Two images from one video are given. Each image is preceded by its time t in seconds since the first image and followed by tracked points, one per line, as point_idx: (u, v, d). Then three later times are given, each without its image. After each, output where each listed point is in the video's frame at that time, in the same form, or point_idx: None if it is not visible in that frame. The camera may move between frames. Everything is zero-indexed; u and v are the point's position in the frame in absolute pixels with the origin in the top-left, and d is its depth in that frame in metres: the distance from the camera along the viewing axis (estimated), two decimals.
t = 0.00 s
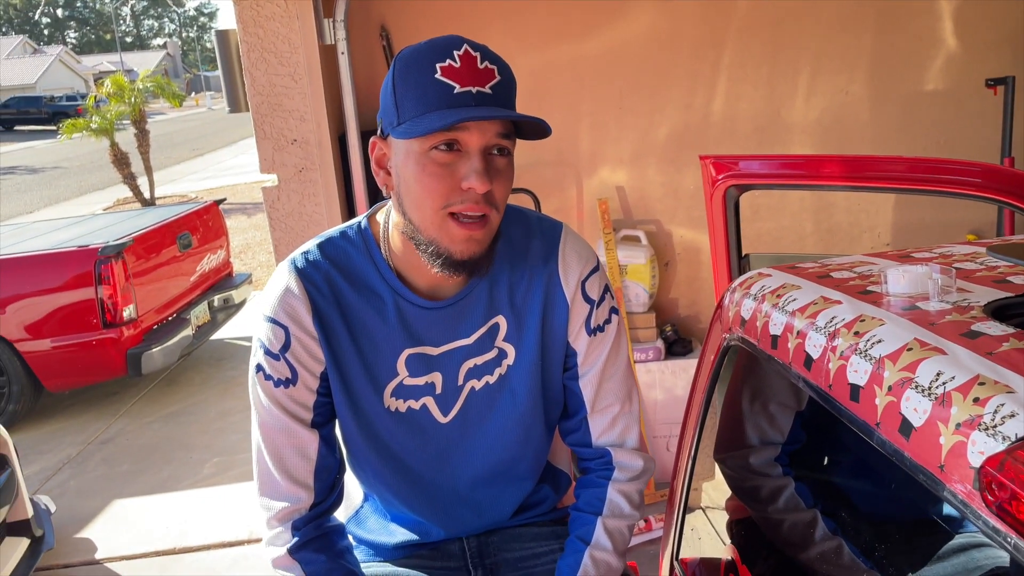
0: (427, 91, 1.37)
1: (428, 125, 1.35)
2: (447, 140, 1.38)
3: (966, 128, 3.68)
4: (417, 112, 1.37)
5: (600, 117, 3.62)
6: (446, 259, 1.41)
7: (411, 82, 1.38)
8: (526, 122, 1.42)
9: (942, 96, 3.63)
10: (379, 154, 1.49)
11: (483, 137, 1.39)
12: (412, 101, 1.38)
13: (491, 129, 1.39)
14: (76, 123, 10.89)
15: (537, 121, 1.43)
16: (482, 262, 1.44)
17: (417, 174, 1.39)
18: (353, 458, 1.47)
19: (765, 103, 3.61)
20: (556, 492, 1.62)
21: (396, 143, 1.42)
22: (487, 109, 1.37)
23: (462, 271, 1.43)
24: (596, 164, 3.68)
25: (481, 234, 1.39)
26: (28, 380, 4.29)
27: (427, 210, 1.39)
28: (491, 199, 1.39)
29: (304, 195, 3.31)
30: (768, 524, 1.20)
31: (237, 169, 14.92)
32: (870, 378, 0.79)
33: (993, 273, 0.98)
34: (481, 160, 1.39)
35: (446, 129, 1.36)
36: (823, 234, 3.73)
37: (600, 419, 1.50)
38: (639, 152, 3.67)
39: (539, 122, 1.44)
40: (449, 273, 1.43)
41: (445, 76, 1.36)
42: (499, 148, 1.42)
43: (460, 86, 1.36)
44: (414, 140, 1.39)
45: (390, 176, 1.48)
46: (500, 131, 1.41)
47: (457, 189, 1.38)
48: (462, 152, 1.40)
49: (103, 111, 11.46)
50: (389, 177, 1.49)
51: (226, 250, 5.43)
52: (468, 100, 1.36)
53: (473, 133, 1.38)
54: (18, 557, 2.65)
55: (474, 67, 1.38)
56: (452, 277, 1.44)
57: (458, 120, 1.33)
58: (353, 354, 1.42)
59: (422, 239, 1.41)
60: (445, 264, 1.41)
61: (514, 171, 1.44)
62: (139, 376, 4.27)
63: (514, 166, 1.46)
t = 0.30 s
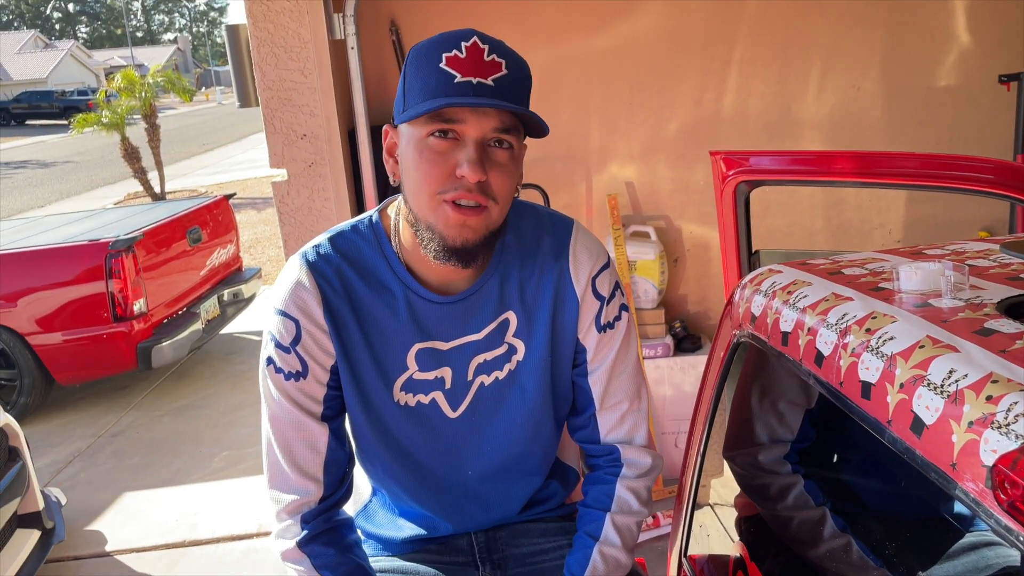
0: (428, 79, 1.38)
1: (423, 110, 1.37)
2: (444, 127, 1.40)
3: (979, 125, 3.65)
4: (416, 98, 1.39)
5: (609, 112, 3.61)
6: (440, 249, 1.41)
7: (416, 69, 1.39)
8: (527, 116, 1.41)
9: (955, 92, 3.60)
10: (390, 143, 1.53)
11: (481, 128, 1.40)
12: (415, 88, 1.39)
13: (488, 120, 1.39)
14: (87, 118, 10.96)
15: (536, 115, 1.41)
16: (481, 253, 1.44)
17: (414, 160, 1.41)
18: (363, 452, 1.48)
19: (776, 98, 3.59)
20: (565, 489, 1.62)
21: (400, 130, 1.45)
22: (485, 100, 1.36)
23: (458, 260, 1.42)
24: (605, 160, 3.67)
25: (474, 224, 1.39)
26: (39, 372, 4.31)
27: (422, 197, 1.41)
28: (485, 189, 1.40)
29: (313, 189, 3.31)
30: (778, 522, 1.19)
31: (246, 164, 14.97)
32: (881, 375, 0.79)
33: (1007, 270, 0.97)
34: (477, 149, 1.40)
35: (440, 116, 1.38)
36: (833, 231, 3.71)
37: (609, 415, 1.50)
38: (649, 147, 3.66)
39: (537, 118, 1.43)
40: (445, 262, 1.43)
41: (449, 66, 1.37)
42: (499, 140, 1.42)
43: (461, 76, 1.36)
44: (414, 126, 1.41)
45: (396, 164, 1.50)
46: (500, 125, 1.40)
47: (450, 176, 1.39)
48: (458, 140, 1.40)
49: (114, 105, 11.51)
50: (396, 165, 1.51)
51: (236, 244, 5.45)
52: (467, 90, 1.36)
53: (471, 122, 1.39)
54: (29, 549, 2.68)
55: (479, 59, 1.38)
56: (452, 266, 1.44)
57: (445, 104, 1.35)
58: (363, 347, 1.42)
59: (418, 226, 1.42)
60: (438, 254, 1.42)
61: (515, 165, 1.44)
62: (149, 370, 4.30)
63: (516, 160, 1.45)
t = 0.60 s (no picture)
0: (435, 77, 1.37)
1: (429, 108, 1.37)
2: (450, 126, 1.39)
3: (989, 122, 3.62)
4: (422, 96, 1.39)
5: (617, 109, 3.60)
6: (448, 248, 1.41)
7: (423, 67, 1.39)
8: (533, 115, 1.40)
9: (965, 88, 3.57)
10: (398, 141, 1.53)
11: (487, 126, 1.39)
12: (421, 86, 1.39)
13: (494, 119, 1.39)
14: (96, 112, 11.02)
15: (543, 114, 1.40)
16: (486, 252, 1.44)
17: (422, 158, 1.41)
18: (369, 450, 1.48)
19: (785, 94, 3.56)
20: (570, 487, 1.62)
21: (407, 128, 1.45)
22: (492, 98, 1.36)
23: (463, 259, 1.42)
24: (613, 156, 3.66)
25: (480, 223, 1.39)
26: (48, 366, 4.34)
27: (429, 196, 1.41)
28: (492, 188, 1.39)
29: (321, 185, 3.31)
30: (784, 522, 1.19)
31: (255, 159, 15.02)
32: (888, 377, 0.79)
33: (1016, 271, 0.96)
34: (483, 148, 1.40)
35: (446, 114, 1.38)
36: (842, 228, 3.68)
37: (616, 415, 1.50)
38: (657, 144, 3.64)
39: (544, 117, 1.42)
40: (451, 261, 1.42)
41: (457, 63, 1.36)
42: (505, 139, 1.41)
43: (469, 74, 1.36)
44: (420, 123, 1.41)
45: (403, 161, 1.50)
46: (506, 123, 1.40)
47: (456, 174, 1.39)
48: (465, 139, 1.40)
49: (123, 100, 11.57)
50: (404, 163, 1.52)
51: (244, 239, 5.47)
52: (474, 88, 1.36)
53: (477, 120, 1.39)
54: (39, 542, 2.70)
55: (488, 57, 1.37)
56: (458, 265, 1.44)
57: (449, 101, 1.35)
58: (370, 345, 1.42)
59: (424, 225, 1.42)
60: (445, 254, 1.41)
61: (522, 164, 1.43)
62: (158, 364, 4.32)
63: (523, 159, 1.44)
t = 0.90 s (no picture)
0: (449, 59, 1.36)
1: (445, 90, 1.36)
2: (465, 110, 1.38)
3: (1000, 114, 3.60)
4: (436, 79, 1.38)
5: (625, 100, 3.58)
6: (460, 233, 1.40)
7: (436, 50, 1.38)
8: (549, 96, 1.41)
9: (977, 80, 3.54)
10: (406, 125, 1.52)
11: (502, 109, 1.39)
12: (435, 69, 1.38)
13: (509, 101, 1.38)
14: (105, 106, 11.06)
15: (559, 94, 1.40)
16: (498, 239, 1.44)
17: (434, 142, 1.40)
18: (376, 436, 1.48)
19: (795, 86, 3.54)
20: (577, 474, 1.62)
21: (418, 111, 1.44)
22: (507, 80, 1.35)
23: (474, 246, 1.42)
24: (621, 148, 3.65)
25: (493, 207, 1.39)
26: (58, 358, 4.36)
27: (442, 181, 1.40)
28: (506, 172, 1.39)
29: (329, 177, 3.31)
30: (792, 510, 1.18)
31: (263, 153, 15.05)
32: (898, 359, 0.78)
33: None
34: (498, 131, 1.39)
35: (461, 98, 1.37)
36: (852, 221, 3.66)
37: (623, 402, 1.49)
38: (666, 136, 3.63)
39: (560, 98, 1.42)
40: (461, 248, 1.42)
41: (470, 45, 1.35)
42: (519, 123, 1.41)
43: (483, 55, 1.35)
44: (433, 106, 1.40)
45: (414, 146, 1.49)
46: (520, 105, 1.40)
47: (470, 160, 1.38)
48: (480, 123, 1.39)
49: (132, 94, 11.61)
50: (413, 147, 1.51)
51: (252, 232, 5.48)
52: (489, 69, 1.35)
53: (493, 103, 1.38)
54: (48, 532, 2.72)
55: (500, 39, 1.37)
56: (469, 253, 1.44)
57: (468, 84, 1.34)
58: (377, 331, 1.42)
59: (437, 211, 1.42)
60: (457, 239, 1.41)
61: (535, 149, 1.43)
62: (166, 356, 4.34)
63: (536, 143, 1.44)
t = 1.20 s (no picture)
0: (479, 51, 1.34)
1: (482, 85, 1.32)
2: (498, 103, 1.36)
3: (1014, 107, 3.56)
4: (467, 73, 1.35)
5: (635, 94, 3.57)
6: (489, 227, 1.39)
7: (464, 41, 1.35)
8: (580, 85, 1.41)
9: (990, 73, 3.50)
10: (422, 116, 1.48)
11: (536, 101, 1.37)
12: (463, 62, 1.35)
13: (543, 92, 1.37)
14: (115, 101, 11.09)
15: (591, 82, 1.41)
16: (528, 234, 1.43)
17: (464, 137, 1.37)
18: (386, 428, 1.48)
19: (806, 79, 3.51)
20: (588, 468, 1.62)
21: (442, 103, 1.40)
22: (542, 71, 1.34)
23: (506, 242, 1.41)
24: (631, 142, 3.63)
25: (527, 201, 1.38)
26: (68, 352, 4.39)
27: (474, 176, 1.38)
28: (540, 165, 1.38)
29: (338, 171, 3.31)
30: (805, 504, 1.17)
31: (272, 147, 15.08)
32: (916, 352, 0.77)
33: None
34: (531, 124, 1.37)
35: (497, 91, 1.34)
36: (863, 215, 3.63)
37: (634, 395, 1.49)
38: (675, 130, 3.61)
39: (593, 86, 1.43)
40: (490, 243, 1.41)
41: (499, 36, 1.35)
42: (548, 114, 1.41)
43: (513, 46, 1.34)
44: (463, 101, 1.36)
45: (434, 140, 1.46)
46: (550, 95, 1.39)
47: (504, 153, 1.36)
48: (512, 116, 1.37)
49: (141, 88, 11.65)
50: (432, 140, 1.47)
51: (261, 226, 5.50)
52: (521, 60, 1.35)
53: (526, 96, 1.36)
54: (59, 524, 2.73)
55: (526, 29, 1.37)
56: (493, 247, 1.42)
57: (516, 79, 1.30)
58: (388, 323, 1.42)
59: (464, 205, 1.40)
60: (487, 236, 1.40)
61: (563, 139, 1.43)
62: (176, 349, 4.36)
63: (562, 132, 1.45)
